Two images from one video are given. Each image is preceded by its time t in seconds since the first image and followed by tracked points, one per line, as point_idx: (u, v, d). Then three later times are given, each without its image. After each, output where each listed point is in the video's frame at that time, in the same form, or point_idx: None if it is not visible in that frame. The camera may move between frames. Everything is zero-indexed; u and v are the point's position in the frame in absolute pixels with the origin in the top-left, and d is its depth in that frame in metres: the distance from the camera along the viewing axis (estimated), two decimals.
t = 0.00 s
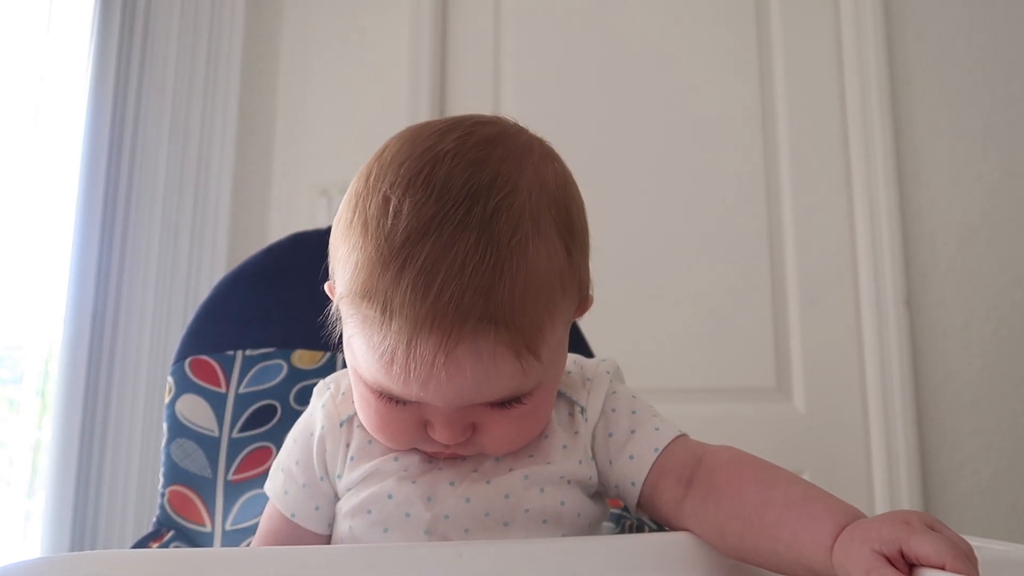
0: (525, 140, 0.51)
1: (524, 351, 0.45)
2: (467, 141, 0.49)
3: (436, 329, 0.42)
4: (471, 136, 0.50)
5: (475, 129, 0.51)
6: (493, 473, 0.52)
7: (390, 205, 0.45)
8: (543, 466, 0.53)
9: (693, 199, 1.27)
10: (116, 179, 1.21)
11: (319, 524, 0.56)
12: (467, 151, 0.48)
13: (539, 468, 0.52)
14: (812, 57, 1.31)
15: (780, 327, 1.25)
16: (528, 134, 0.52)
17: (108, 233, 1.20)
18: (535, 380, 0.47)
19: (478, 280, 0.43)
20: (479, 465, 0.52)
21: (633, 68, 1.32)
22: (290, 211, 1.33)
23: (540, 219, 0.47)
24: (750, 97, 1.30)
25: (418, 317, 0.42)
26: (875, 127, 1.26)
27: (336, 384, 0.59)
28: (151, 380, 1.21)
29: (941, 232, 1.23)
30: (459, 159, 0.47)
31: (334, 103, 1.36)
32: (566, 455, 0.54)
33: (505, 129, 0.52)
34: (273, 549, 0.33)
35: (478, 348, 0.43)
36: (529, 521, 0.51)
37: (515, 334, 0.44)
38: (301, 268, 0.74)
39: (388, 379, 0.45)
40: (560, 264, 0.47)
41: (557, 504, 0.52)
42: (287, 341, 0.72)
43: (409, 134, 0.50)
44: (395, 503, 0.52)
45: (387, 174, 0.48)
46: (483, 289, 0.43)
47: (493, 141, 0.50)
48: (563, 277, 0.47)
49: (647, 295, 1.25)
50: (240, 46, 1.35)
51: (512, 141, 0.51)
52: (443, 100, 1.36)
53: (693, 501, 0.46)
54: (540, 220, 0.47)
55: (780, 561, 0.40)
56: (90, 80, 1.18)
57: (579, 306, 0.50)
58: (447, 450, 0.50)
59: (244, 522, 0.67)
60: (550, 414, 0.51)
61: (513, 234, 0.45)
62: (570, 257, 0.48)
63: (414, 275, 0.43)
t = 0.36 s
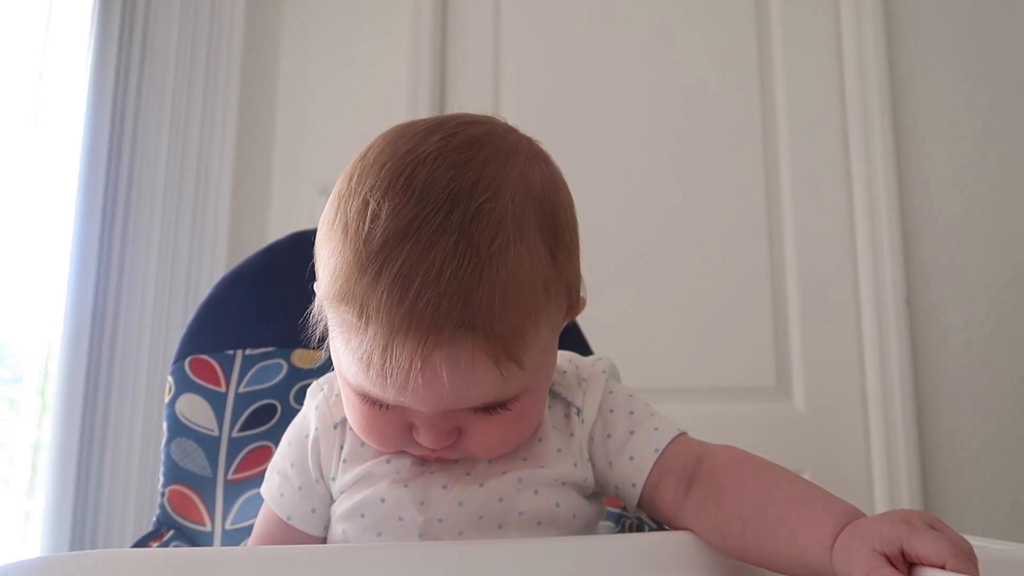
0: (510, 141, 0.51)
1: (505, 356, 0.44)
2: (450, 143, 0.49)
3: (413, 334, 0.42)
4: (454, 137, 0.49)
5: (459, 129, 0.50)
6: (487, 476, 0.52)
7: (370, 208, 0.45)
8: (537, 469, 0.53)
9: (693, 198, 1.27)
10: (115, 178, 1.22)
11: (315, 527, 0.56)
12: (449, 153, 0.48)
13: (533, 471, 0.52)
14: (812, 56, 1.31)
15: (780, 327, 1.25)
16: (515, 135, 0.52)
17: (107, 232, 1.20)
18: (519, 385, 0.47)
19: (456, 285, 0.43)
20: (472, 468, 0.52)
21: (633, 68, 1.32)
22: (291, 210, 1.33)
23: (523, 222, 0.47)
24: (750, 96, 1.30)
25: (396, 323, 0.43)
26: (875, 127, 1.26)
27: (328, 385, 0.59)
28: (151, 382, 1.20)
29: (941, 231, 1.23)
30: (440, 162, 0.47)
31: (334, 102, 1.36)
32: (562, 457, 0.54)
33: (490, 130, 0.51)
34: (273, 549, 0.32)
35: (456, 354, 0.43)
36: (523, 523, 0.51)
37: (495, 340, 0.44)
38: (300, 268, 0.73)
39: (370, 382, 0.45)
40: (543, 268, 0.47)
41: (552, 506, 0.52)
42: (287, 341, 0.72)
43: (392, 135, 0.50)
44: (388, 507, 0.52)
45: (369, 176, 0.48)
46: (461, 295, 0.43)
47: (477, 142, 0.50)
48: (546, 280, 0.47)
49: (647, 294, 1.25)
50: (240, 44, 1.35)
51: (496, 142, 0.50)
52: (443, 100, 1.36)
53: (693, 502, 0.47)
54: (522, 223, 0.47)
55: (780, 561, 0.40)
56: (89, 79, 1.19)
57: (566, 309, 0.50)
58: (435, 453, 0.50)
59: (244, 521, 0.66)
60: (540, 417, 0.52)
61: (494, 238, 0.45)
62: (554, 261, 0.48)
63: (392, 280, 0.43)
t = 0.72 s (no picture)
0: (516, 143, 0.51)
1: (501, 355, 0.44)
2: (454, 142, 0.49)
3: (411, 330, 0.43)
4: (460, 136, 0.50)
5: (464, 129, 0.51)
6: (492, 471, 0.52)
7: (372, 205, 0.46)
8: (542, 464, 0.53)
9: (693, 198, 1.27)
10: (115, 176, 1.21)
11: (321, 522, 0.56)
12: (454, 152, 0.48)
13: (538, 466, 0.52)
14: (812, 56, 1.31)
15: (780, 326, 1.25)
16: (520, 136, 0.52)
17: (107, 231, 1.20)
18: (517, 384, 0.47)
19: (454, 283, 0.43)
20: (477, 464, 0.53)
21: (632, 67, 1.32)
22: (289, 210, 1.33)
23: (524, 223, 0.47)
24: (749, 96, 1.30)
25: (393, 319, 0.43)
26: (874, 126, 1.26)
27: (337, 380, 0.60)
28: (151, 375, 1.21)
29: (941, 231, 1.23)
30: (444, 161, 0.47)
31: (333, 101, 1.36)
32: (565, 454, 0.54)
33: (495, 131, 0.51)
34: (275, 548, 0.32)
35: (452, 351, 0.43)
36: (528, 517, 0.51)
37: (491, 338, 0.44)
38: (300, 267, 0.73)
39: (369, 377, 0.45)
40: (544, 269, 0.47)
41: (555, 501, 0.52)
42: (287, 340, 0.72)
43: (398, 133, 0.50)
44: (394, 500, 0.52)
45: (373, 174, 0.48)
46: (458, 293, 0.43)
47: (482, 142, 0.50)
48: (546, 281, 0.47)
49: (647, 294, 1.25)
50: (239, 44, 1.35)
51: (501, 144, 0.50)
52: (442, 99, 1.36)
53: (694, 500, 0.46)
54: (523, 224, 0.47)
55: (781, 559, 0.40)
56: (89, 78, 1.18)
57: (568, 311, 0.50)
58: (435, 449, 0.50)
59: (244, 520, 0.66)
60: (541, 415, 0.51)
61: (495, 237, 0.45)
62: (554, 262, 0.48)
63: (392, 276, 0.43)
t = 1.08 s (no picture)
0: (516, 138, 0.51)
1: (496, 348, 0.44)
2: (454, 136, 0.49)
3: (405, 320, 0.43)
4: (460, 130, 0.50)
5: (465, 124, 0.51)
6: (489, 470, 0.52)
7: (371, 197, 0.46)
8: (540, 463, 0.53)
9: (693, 197, 1.27)
10: (115, 176, 1.21)
11: (321, 521, 0.56)
12: (453, 145, 0.48)
13: (536, 465, 0.53)
14: (812, 55, 1.31)
15: (780, 325, 1.25)
16: (521, 132, 0.52)
17: (107, 230, 1.20)
18: (514, 379, 0.47)
19: (450, 273, 0.43)
20: (474, 463, 0.53)
21: (632, 67, 1.32)
22: (290, 209, 1.33)
23: (522, 217, 0.47)
24: (750, 96, 1.30)
25: (388, 309, 0.43)
26: (874, 126, 1.26)
27: (335, 379, 0.60)
28: (151, 372, 1.21)
29: (941, 230, 1.23)
30: (443, 154, 0.47)
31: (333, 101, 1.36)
32: (564, 453, 0.54)
33: (496, 127, 0.52)
34: (276, 548, 0.32)
35: (447, 342, 0.43)
36: (527, 517, 0.51)
37: (487, 330, 0.44)
38: (300, 266, 0.73)
39: (365, 368, 0.45)
40: (542, 263, 0.47)
41: (554, 500, 0.52)
42: (287, 339, 0.72)
43: (399, 127, 0.51)
44: (392, 500, 0.52)
45: (373, 167, 0.48)
46: (453, 283, 0.43)
47: (482, 137, 0.50)
48: (543, 275, 0.47)
49: (647, 293, 1.25)
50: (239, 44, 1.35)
51: (502, 139, 0.51)
52: (443, 99, 1.36)
53: (695, 499, 0.46)
54: (522, 217, 0.47)
55: (781, 560, 0.40)
56: (89, 78, 1.18)
57: (568, 308, 0.50)
58: (430, 446, 0.50)
59: (244, 519, 0.66)
60: (540, 413, 0.52)
61: (492, 229, 0.45)
62: (553, 257, 0.48)
63: (387, 266, 0.43)
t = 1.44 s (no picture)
0: (507, 133, 0.51)
1: (476, 341, 0.44)
2: (444, 128, 0.49)
3: (383, 310, 0.43)
4: (451, 123, 0.50)
5: (457, 117, 0.51)
6: (482, 470, 0.52)
7: (357, 186, 0.46)
8: (534, 463, 0.53)
9: (693, 197, 1.27)
10: (115, 176, 1.21)
11: (319, 523, 0.56)
12: (442, 138, 0.48)
13: (529, 465, 0.53)
14: (812, 55, 1.31)
15: (780, 325, 1.25)
16: (512, 128, 0.52)
17: (106, 230, 1.20)
18: (496, 375, 0.46)
19: (429, 264, 0.43)
20: (467, 462, 0.53)
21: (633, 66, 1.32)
22: (289, 209, 1.32)
23: (508, 211, 0.46)
24: (749, 95, 1.30)
25: (366, 298, 0.43)
26: (875, 125, 1.26)
27: (330, 379, 0.60)
28: (151, 373, 1.20)
29: (941, 230, 1.23)
30: (431, 145, 0.47)
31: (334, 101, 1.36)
32: (559, 452, 0.54)
33: (488, 121, 0.51)
34: (273, 548, 0.32)
35: (424, 334, 0.43)
36: (521, 517, 0.52)
37: (465, 323, 0.43)
38: (299, 265, 0.73)
39: (348, 358, 0.46)
40: (526, 258, 0.46)
41: (548, 500, 0.52)
42: (287, 338, 0.72)
43: (391, 120, 0.51)
44: (387, 501, 0.52)
45: (362, 157, 0.49)
46: (431, 275, 0.43)
47: (472, 130, 0.50)
48: (527, 270, 0.46)
49: (647, 293, 1.25)
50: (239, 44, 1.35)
51: (492, 133, 0.51)
52: (442, 99, 1.36)
53: (693, 499, 0.46)
54: (507, 211, 0.46)
55: (781, 560, 0.40)
56: (89, 77, 1.19)
57: (556, 307, 0.50)
58: (417, 442, 0.50)
59: (245, 518, 0.67)
60: (526, 413, 0.52)
61: (475, 222, 0.45)
62: (540, 252, 0.47)
63: (367, 255, 0.43)
